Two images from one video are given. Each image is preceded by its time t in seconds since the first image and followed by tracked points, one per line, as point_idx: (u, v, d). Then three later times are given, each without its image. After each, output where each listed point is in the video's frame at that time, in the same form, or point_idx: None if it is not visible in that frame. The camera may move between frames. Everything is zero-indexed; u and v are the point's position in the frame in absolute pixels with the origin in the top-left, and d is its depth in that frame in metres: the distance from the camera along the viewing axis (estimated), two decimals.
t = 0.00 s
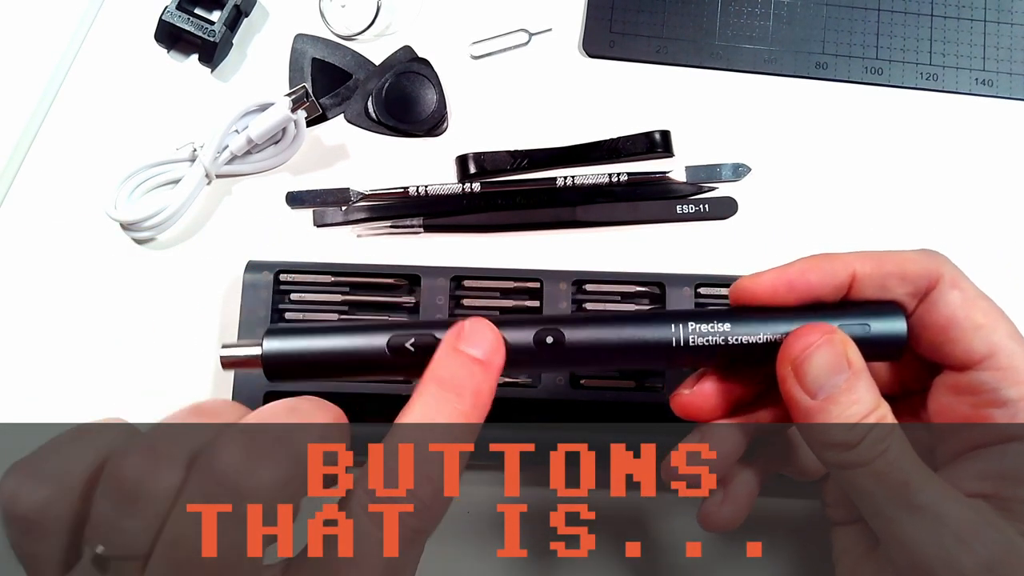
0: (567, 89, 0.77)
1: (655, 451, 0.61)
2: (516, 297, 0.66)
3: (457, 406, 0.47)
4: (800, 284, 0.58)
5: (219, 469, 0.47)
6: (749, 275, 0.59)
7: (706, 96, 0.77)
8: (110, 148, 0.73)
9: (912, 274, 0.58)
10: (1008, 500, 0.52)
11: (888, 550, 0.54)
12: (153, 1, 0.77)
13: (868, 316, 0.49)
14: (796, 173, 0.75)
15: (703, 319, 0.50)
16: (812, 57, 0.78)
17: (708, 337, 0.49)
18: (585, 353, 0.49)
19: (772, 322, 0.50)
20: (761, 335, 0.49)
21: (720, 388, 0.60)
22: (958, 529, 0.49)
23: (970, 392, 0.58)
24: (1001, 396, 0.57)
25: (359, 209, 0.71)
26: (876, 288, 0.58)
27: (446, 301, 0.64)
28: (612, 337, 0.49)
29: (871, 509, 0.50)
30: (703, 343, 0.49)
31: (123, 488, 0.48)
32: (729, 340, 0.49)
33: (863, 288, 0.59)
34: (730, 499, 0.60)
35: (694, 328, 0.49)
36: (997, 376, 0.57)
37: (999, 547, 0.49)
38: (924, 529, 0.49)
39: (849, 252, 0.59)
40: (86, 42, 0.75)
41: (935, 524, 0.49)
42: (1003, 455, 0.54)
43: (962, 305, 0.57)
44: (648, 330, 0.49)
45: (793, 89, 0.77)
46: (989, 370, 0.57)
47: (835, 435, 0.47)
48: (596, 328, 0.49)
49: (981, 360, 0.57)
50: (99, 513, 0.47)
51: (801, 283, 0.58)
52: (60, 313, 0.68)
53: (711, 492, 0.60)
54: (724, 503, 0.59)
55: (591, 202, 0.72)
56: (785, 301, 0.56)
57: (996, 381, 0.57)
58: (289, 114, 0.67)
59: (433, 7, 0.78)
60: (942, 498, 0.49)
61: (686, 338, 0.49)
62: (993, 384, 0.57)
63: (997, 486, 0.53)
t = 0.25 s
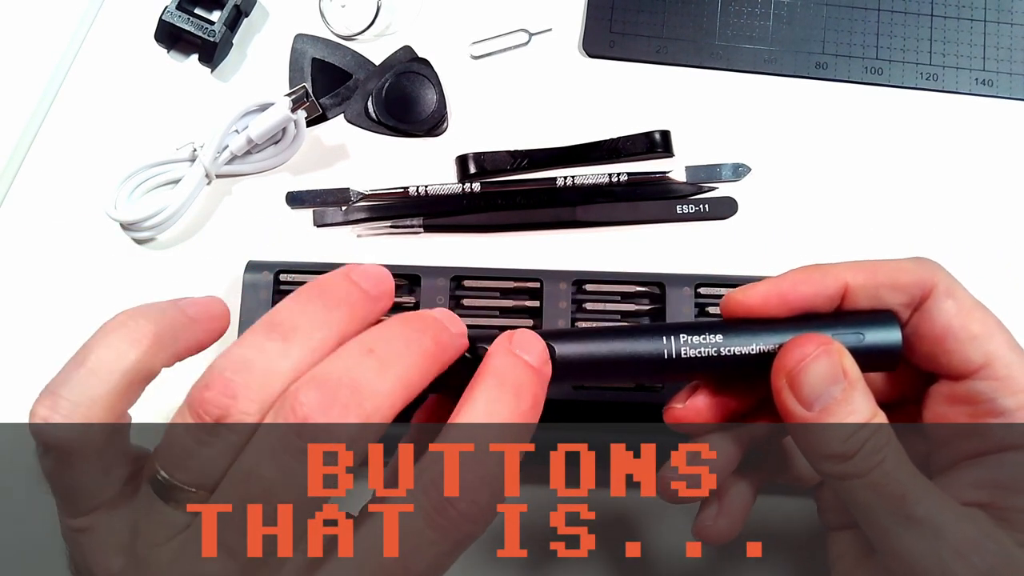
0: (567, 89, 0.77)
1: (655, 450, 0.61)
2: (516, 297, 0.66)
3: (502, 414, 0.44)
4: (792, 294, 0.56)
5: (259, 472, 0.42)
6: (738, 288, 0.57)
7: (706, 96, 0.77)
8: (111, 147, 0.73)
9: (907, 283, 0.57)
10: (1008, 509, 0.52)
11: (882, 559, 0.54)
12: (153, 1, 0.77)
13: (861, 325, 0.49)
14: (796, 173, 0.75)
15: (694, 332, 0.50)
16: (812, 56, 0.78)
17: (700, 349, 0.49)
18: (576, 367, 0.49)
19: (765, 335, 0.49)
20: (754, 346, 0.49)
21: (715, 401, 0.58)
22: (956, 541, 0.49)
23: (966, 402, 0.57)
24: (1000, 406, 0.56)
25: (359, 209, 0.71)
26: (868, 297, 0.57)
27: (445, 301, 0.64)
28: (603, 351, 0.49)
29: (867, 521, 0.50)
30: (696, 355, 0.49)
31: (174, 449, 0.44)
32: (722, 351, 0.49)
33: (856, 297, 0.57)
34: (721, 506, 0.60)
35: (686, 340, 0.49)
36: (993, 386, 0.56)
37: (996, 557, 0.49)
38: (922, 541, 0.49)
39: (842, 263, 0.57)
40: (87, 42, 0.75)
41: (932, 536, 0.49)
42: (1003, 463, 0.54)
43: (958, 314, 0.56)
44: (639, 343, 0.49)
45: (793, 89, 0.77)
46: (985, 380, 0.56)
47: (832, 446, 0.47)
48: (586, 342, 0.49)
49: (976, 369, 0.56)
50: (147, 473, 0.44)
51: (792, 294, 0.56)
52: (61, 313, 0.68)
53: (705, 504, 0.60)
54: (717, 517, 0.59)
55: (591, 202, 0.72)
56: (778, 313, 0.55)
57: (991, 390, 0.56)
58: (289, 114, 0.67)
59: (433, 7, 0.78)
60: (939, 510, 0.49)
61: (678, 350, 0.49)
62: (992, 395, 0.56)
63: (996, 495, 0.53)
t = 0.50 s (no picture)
0: (567, 89, 0.77)
1: (655, 451, 0.61)
2: (516, 297, 0.66)
3: (503, 402, 0.43)
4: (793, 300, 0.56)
5: (269, 449, 0.41)
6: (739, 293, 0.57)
7: (706, 96, 0.77)
8: (111, 147, 0.73)
9: (910, 287, 0.57)
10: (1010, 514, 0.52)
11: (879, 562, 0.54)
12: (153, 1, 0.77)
13: (863, 329, 0.48)
14: (796, 173, 0.75)
15: (694, 332, 0.49)
16: (812, 57, 0.78)
17: (700, 350, 0.49)
18: (575, 368, 0.49)
19: (766, 337, 0.49)
20: (754, 347, 0.49)
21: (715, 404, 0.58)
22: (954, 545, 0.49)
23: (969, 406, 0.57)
24: (1003, 411, 0.56)
25: (359, 209, 0.71)
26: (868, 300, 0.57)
27: (445, 301, 0.64)
28: (602, 351, 0.49)
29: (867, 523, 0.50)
30: (695, 355, 0.49)
31: (194, 421, 0.44)
32: (722, 352, 0.49)
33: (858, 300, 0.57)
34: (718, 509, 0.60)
35: (685, 341, 0.49)
36: (996, 391, 0.56)
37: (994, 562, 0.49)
38: (922, 545, 0.49)
39: (843, 267, 0.57)
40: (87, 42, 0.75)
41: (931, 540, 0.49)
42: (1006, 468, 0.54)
43: (960, 318, 0.56)
44: (638, 344, 0.49)
45: (793, 89, 0.77)
46: (987, 384, 0.56)
47: (832, 451, 0.47)
48: (585, 342, 0.49)
49: (979, 373, 0.56)
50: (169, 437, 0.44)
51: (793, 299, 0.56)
52: (61, 313, 0.68)
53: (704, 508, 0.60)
54: (715, 522, 0.60)
55: (591, 202, 0.72)
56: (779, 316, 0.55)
57: (993, 394, 0.56)
58: (289, 114, 0.67)
59: (433, 7, 0.78)
60: (939, 514, 0.49)
61: (677, 351, 0.49)
62: (993, 399, 0.56)
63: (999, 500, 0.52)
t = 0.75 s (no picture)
0: (567, 89, 0.77)
1: (654, 450, 0.61)
2: (516, 297, 0.66)
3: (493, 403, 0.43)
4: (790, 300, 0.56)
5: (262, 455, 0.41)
6: (738, 294, 0.57)
7: (706, 96, 0.77)
8: (110, 147, 0.73)
9: (909, 288, 0.57)
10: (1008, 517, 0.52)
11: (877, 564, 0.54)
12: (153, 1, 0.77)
13: (861, 331, 0.48)
14: (796, 173, 0.75)
15: (695, 333, 0.49)
16: (812, 56, 0.78)
17: (700, 350, 0.49)
18: (576, 367, 0.49)
19: (765, 338, 0.49)
20: (755, 349, 0.49)
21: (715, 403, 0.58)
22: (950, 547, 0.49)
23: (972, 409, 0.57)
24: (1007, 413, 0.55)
25: (359, 209, 0.71)
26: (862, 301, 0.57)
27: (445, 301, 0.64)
28: (599, 353, 0.49)
29: (865, 524, 0.51)
30: (695, 356, 0.49)
31: (182, 421, 0.43)
32: (723, 353, 0.49)
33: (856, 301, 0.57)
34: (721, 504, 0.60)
35: (686, 342, 0.49)
36: (995, 395, 0.55)
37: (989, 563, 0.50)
38: (919, 547, 0.49)
39: (842, 269, 0.58)
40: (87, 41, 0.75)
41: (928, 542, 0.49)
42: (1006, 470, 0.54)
43: (960, 320, 0.56)
44: (636, 346, 0.49)
45: (793, 89, 0.77)
46: (987, 388, 0.55)
47: (831, 452, 0.47)
48: (582, 343, 0.49)
49: (977, 376, 0.55)
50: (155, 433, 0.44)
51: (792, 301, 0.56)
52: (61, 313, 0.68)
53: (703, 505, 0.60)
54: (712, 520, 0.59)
55: (591, 202, 0.72)
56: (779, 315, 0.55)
57: (994, 397, 0.55)
58: (289, 114, 0.67)
59: (433, 7, 0.78)
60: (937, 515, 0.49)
61: (677, 351, 0.49)
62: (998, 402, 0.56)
63: (996, 502, 0.53)
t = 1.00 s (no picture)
0: (567, 89, 0.77)
1: (655, 451, 0.60)
2: (516, 297, 0.66)
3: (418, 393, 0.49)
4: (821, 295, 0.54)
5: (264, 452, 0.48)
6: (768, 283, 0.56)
7: (706, 96, 0.77)
8: (110, 147, 0.73)
9: (943, 284, 0.56)
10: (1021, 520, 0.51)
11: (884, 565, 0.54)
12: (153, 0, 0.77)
13: (891, 327, 0.48)
14: (796, 173, 0.75)
15: (716, 330, 0.49)
16: (812, 56, 0.78)
17: (721, 349, 0.48)
18: (593, 361, 0.49)
19: (793, 335, 0.49)
20: (777, 349, 0.48)
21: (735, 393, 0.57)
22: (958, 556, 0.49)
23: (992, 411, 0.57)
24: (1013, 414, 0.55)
25: (359, 209, 0.72)
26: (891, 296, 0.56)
27: (445, 301, 0.64)
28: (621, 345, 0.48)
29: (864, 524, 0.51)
30: (716, 354, 0.48)
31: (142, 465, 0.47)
32: (743, 353, 0.48)
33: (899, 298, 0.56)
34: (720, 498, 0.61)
35: (707, 340, 0.48)
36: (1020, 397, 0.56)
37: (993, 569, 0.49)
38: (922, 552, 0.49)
39: (874, 264, 0.57)
40: (86, 41, 0.75)
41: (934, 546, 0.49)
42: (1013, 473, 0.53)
43: (991, 319, 0.56)
44: (660, 340, 0.48)
45: (793, 89, 0.77)
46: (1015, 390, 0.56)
47: (844, 452, 0.48)
48: (605, 335, 0.49)
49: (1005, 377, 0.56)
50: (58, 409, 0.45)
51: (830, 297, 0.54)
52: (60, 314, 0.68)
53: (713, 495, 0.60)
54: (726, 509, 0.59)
55: (591, 202, 0.72)
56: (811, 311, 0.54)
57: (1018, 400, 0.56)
58: (289, 114, 0.67)
59: (433, 7, 0.78)
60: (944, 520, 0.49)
61: (697, 349, 0.48)
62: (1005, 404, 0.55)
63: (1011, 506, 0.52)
